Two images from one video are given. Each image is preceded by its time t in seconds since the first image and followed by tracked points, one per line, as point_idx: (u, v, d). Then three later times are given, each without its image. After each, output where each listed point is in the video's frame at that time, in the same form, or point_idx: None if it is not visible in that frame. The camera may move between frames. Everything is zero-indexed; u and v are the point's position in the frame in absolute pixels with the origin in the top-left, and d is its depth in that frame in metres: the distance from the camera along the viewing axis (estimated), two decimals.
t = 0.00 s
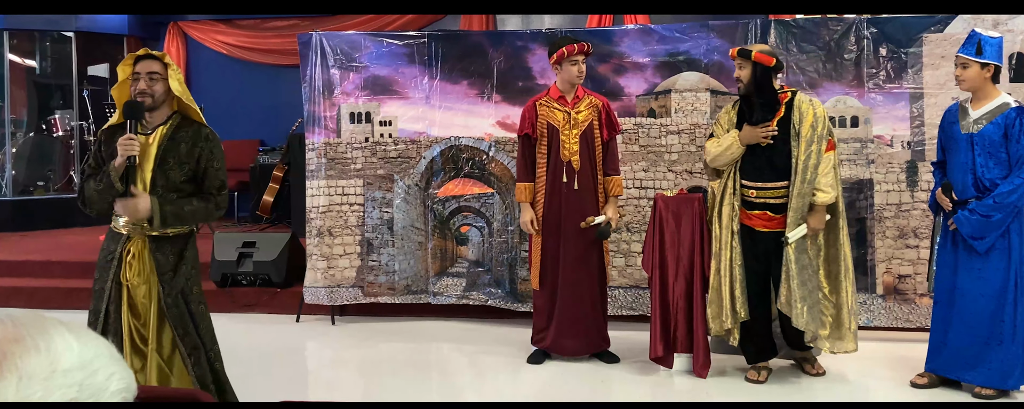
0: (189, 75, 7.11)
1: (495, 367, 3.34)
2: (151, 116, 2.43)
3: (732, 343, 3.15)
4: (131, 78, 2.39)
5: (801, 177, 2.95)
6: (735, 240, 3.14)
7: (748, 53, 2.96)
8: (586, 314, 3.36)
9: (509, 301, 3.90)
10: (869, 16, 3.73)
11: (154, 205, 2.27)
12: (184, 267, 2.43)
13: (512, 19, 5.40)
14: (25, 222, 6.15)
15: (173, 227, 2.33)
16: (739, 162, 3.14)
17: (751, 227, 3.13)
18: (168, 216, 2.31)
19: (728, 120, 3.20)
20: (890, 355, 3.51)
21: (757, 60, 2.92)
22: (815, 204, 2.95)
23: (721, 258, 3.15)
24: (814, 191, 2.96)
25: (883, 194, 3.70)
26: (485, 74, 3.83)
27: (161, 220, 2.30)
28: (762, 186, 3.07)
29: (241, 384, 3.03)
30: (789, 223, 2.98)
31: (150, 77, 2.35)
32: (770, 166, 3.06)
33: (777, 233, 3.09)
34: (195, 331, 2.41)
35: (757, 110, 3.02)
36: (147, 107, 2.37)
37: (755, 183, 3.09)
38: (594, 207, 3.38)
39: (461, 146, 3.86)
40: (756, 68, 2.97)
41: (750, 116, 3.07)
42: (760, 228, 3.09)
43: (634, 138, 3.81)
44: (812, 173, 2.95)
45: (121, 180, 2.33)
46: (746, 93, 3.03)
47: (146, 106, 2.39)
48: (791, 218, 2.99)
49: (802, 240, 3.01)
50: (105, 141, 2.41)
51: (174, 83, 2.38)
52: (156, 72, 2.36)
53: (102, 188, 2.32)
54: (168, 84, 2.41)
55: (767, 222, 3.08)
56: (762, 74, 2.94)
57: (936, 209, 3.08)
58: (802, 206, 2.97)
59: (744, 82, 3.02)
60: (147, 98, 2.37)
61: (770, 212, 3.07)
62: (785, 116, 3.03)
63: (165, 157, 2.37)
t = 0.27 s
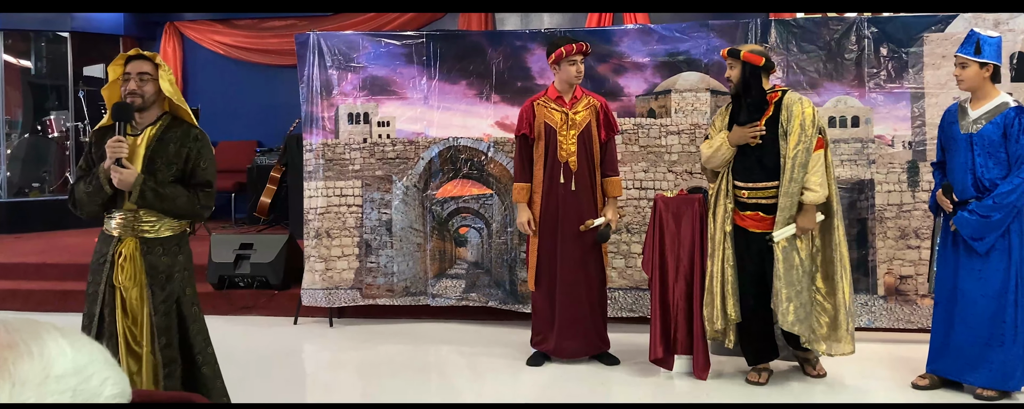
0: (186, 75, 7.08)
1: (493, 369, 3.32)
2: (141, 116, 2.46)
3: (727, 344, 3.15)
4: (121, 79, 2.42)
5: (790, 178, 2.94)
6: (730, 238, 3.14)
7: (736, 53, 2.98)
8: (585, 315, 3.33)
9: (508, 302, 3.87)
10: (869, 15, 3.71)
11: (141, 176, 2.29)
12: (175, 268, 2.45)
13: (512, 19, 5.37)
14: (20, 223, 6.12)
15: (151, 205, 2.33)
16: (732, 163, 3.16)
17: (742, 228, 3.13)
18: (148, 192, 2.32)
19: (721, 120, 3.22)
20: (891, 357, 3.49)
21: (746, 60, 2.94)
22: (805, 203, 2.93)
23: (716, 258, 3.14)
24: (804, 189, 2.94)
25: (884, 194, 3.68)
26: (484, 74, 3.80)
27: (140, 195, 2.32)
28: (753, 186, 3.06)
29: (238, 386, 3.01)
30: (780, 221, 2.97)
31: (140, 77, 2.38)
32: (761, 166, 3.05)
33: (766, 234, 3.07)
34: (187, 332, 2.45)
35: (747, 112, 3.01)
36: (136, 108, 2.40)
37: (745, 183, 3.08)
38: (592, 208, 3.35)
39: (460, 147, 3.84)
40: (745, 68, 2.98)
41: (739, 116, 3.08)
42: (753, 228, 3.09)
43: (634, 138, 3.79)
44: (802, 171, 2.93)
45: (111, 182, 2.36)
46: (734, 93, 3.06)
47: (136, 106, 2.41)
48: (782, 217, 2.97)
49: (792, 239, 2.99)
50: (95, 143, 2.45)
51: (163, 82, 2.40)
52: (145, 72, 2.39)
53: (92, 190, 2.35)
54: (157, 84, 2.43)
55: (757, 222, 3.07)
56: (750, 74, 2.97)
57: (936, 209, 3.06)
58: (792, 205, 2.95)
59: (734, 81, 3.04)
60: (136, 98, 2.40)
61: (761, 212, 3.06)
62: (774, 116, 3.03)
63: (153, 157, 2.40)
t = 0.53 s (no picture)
0: (184, 76, 7.06)
1: (493, 372, 3.29)
2: (133, 118, 2.44)
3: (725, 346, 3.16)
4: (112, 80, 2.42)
5: (782, 179, 2.92)
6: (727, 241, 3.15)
7: (732, 55, 2.98)
8: (583, 317, 3.31)
9: (509, 304, 3.85)
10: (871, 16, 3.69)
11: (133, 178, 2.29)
12: (169, 274, 2.45)
13: (512, 20, 5.35)
14: (17, 225, 6.09)
15: (144, 206, 2.33)
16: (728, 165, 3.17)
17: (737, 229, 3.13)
18: (141, 194, 2.33)
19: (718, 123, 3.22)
20: (893, 359, 3.46)
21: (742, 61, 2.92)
22: (798, 205, 2.90)
23: (715, 262, 3.13)
24: (797, 191, 2.92)
25: (886, 196, 3.66)
26: (483, 76, 3.78)
27: (133, 198, 2.32)
28: (748, 188, 3.06)
29: (236, 390, 2.98)
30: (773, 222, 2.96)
31: (131, 79, 2.37)
32: (756, 168, 3.05)
33: (760, 236, 3.06)
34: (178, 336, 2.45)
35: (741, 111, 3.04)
36: (128, 109, 2.40)
37: (741, 186, 3.09)
38: (591, 209, 3.33)
39: (460, 148, 3.81)
40: (741, 69, 3.00)
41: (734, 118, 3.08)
42: (748, 230, 3.07)
43: (635, 140, 3.77)
44: (795, 172, 2.91)
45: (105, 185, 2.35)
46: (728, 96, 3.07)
47: (127, 108, 2.41)
48: (773, 219, 2.96)
49: (785, 241, 2.96)
50: (88, 146, 2.46)
51: (155, 83, 2.39)
52: (136, 73, 2.38)
53: (87, 194, 2.34)
54: (148, 85, 2.42)
55: (751, 224, 3.06)
56: (746, 76, 2.98)
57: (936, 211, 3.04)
58: (785, 207, 2.94)
59: (730, 83, 3.05)
60: (128, 100, 2.39)
61: (756, 215, 3.06)
62: (768, 117, 3.01)
63: (147, 159, 2.41)
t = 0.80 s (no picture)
0: (184, 76, 7.04)
1: (494, 373, 3.27)
2: (127, 119, 2.44)
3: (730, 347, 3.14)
4: (107, 80, 2.39)
5: (782, 180, 2.89)
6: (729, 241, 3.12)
7: (732, 55, 2.96)
8: (585, 318, 3.29)
9: (511, 305, 3.82)
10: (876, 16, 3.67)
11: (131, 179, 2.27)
12: (169, 275, 2.43)
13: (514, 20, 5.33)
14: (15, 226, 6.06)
15: (143, 207, 2.33)
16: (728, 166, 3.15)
17: (738, 230, 3.11)
18: (140, 195, 2.33)
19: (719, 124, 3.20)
20: (897, 361, 3.44)
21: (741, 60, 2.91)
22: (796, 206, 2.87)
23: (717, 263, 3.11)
24: (796, 192, 2.89)
25: (890, 197, 3.63)
26: (485, 75, 3.75)
27: (133, 198, 2.32)
28: (748, 189, 3.04)
29: (235, 392, 2.95)
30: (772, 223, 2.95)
31: (126, 78, 2.35)
32: (755, 168, 3.03)
33: (758, 237, 3.04)
34: (179, 337, 2.44)
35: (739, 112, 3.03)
36: (124, 109, 2.38)
37: (742, 187, 3.06)
38: (593, 210, 3.31)
39: (461, 148, 3.79)
40: (741, 69, 2.99)
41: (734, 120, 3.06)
42: (749, 231, 3.05)
43: (637, 140, 3.75)
44: (794, 173, 2.88)
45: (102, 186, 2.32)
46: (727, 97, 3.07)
47: (123, 107, 2.39)
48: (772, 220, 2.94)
49: (784, 243, 2.94)
50: (84, 148, 2.44)
51: (150, 83, 2.36)
52: (132, 73, 2.35)
53: (84, 195, 2.32)
54: (144, 85, 2.41)
55: (752, 226, 3.04)
56: (747, 77, 2.97)
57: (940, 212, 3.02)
58: (784, 208, 2.92)
59: (730, 83, 3.03)
60: (124, 99, 2.37)
61: (758, 216, 3.03)
62: (767, 118, 2.99)
63: (144, 159, 2.40)
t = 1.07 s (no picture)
0: (184, 75, 7.01)
1: (497, 374, 3.24)
2: (124, 118, 2.41)
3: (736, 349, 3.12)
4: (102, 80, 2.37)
5: (789, 180, 2.87)
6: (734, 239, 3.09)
7: (739, 54, 2.93)
8: (589, 318, 3.27)
9: (513, 306, 3.79)
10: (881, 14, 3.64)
11: (133, 178, 2.23)
12: (172, 274, 2.41)
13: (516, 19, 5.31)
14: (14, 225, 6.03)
15: (146, 206, 2.28)
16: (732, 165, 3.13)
17: (744, 231, 3.09)
18: (143, 193, 2.28)
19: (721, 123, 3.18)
20: (903, 362, 3.41)
21: (751, 59, 2.89)
22: (803, 206, 2.85)
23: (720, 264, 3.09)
24: (802, 192, 2.87)
25: (896, 196, 3.61)
26: (488, 74, 3.73)
27: (135, 197, 2.26)
28: (754, 190, 3.01)
29: (236, 392, 2.93)
30: (778, 223, 2.90)
31: (121, 77, 2.33)
32: (760, 167, 3.00)
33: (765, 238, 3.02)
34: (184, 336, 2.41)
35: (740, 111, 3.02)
36: (120, 108, 2.36)
37: (747, 187, 3.03)
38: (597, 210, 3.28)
39: (464, 148, 3.76)
40: (748, 67, 2.94)
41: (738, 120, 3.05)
42: (755, 231, 3.04)
43: (641, 139, 3.73)
44: (801, 173, 2.86)
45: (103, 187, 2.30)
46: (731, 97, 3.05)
47: (119, 106, 2.37)
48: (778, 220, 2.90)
49: (791, 243, 2.92)
50: (80, 148, 2.41)
51: (144, 80, 2.34)
52: (126, 71, 2.34)
53: (84, 196, 2.29)
54: (139, 83, 2.39)
55: (758, 226, 3.02)
56: (755, 75, 2.93)
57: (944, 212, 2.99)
58: (791, 208, 2.88)
59: (735, 82, 2.99)
60: (119, 98, 2.35)
61: (763, 216, 3.01)
62: (773, 118, 2.97)
63: (143, 158, 2.37)
